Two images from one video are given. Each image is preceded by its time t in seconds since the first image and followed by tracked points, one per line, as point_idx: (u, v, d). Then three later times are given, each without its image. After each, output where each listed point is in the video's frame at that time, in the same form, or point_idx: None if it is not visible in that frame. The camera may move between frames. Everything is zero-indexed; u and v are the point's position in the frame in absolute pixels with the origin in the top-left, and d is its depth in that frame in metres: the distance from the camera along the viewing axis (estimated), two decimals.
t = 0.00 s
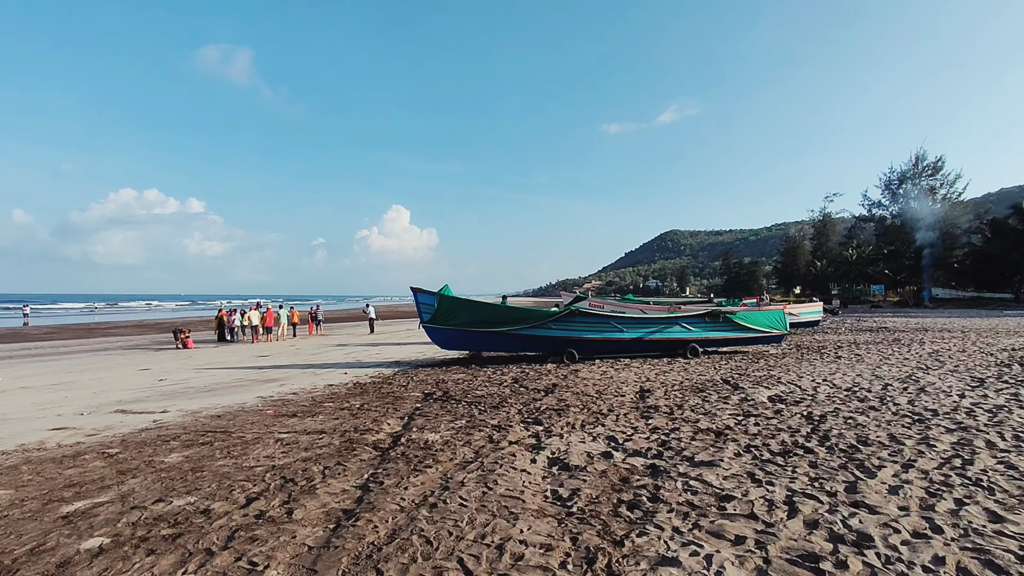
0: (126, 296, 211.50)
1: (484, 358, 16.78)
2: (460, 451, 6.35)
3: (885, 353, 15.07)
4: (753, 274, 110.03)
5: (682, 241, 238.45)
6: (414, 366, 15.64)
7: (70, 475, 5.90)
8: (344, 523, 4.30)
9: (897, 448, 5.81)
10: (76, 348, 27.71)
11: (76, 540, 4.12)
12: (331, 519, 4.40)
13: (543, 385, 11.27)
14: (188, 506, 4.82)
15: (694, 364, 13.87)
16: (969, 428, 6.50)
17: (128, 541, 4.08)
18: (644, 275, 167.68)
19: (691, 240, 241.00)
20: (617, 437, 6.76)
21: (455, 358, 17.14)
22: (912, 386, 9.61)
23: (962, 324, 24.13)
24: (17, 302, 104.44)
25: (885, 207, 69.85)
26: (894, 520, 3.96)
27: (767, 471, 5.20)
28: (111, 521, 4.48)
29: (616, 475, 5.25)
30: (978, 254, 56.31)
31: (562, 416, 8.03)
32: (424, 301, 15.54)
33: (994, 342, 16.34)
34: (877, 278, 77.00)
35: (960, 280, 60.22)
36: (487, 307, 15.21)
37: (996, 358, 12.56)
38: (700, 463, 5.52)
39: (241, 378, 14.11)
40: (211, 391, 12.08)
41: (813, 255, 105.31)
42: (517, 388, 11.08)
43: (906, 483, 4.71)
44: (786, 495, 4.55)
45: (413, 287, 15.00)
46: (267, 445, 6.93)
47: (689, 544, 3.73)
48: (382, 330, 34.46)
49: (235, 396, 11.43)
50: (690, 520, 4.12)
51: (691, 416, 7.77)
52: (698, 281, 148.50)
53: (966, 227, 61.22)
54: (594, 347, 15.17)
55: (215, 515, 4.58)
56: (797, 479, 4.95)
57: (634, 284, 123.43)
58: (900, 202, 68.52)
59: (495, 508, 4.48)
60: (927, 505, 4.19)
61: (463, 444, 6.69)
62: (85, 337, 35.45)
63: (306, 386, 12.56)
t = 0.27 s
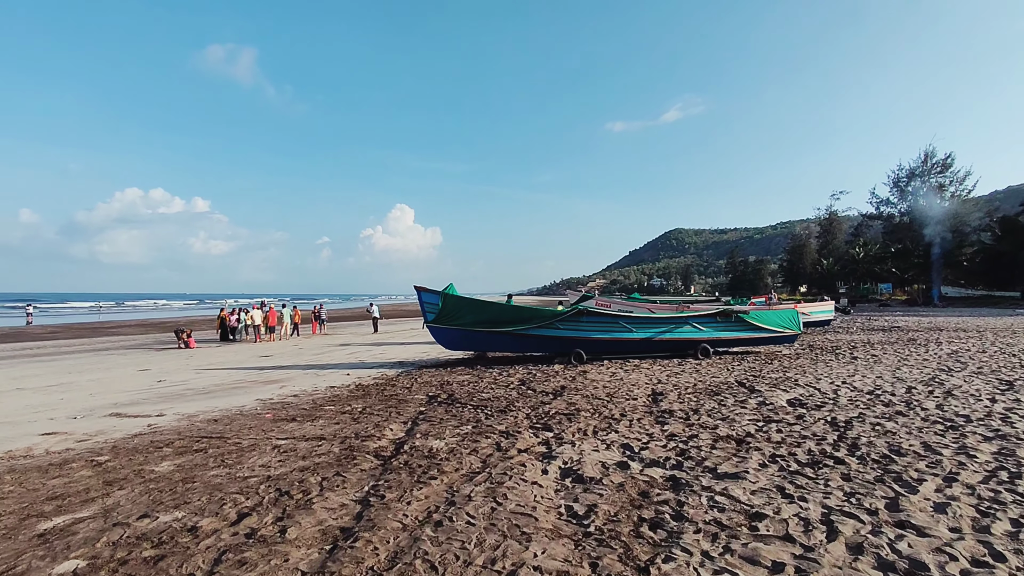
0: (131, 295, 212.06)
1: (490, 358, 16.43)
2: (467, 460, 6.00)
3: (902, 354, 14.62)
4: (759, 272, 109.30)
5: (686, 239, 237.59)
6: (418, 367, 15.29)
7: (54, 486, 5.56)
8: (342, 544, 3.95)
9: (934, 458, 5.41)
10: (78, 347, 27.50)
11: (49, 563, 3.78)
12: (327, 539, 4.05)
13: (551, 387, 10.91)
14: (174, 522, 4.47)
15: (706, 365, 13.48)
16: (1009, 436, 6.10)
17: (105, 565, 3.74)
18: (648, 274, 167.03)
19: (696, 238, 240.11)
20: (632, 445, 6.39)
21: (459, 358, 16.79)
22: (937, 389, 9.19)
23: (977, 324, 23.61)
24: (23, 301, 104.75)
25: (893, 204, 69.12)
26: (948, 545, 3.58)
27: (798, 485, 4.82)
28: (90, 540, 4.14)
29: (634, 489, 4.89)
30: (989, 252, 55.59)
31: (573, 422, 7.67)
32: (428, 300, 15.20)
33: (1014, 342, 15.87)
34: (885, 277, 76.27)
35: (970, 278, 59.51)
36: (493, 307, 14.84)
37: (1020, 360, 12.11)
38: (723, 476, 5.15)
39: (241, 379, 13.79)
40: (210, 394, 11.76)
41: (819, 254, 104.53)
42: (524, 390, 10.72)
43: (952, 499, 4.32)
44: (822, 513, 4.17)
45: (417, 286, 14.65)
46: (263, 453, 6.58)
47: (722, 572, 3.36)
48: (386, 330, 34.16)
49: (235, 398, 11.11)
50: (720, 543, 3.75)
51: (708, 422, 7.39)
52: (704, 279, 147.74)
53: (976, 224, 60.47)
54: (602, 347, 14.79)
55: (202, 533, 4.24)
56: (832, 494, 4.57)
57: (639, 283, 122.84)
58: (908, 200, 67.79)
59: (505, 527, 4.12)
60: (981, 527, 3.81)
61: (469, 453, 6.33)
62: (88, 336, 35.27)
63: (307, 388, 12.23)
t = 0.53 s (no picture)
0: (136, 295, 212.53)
1: (495, 359, 16.10)
2: (476, 469, 5.67)
3: (919, 355, 14.23)
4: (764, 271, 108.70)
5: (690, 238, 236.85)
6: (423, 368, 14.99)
7: (39, 496, 5.25)
8: (343, 565, 3.63)
9: (977, 468, 5.06)
10: (80, 347, 27.29)
11: None
12: (328, 558, 3.73)
13: (560, 389, 10.58)
14: (163, 539, 4.15)
15: (718, 366, 13.12)
16: None
17: None
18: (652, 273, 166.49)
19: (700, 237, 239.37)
20: (650, 453, 6.05)
21: (465, 359, 16.48)
22: (963, 392, 8.82)
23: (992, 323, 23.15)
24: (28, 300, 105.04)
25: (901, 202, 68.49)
26: (1013, 570, 3.23)
27: (833, 498, 4.47)
28: (70, 559, 3.82)
29: (657, 503, 4.55)
30: (998, 251, 54.96)
31: (586, 426, 7.33)
32: (432, 300, 14.88)
33: None
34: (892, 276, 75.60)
35: (979, 277, 58.89)
36: (499, 306, 14.50)
37: None
38: (751, 488, 4.81)
39: (242, 381, 13.50)
40: (210, 396, 11.47)
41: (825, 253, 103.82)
42: (532, 392, 10.39)
43: (1007, 515, 3.97)
44: (866, 531, 3.83)
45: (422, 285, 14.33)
46: (262, 460, 6.26)
47: None
48: (390, 329, 33.91)
49: (235, 400, 10.82)
50: (757, 567, 3.42)
51: (728, 427, 7.05)
52: (708, 279, 147.05)
53: (985, 223, 59.83)
54: (611, 347, 14.44)
55: (192, 551, 3.92)
56: (873, 509, 4.22)
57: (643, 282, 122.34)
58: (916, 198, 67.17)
59: (520, 546, 3.79)
60: None
61: (478, 460, 6.01)
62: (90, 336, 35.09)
63: (310, 390, 11.93)
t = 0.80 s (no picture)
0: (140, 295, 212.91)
1: (502, 359, 15.76)
2: (488, 475, 5.33)
3: (938, 354, 13.83)
4: (769, 270, 108.12)
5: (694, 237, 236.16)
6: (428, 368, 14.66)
7: (23, 504, 4.93)
8: None
9: None
10: (82, 347, 27.06)
11: None
12: None
13: (570, 390, 10.24)
14: (152, 553, 3.83)
15: (732, 366, 12.76)
16: None
17: None
18: (656, 272, 166.00)
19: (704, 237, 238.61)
20: (671, 458, 5.70)
21: (470, 359, 16.15)
22: (993, 393, 8.44)
23: (1007, 322, 22.69)
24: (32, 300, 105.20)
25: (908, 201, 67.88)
26: None
27: (878, 510, 4.12)
28: None
29: (686, 516, 4.20)
30: (1008, 249, 54.35)
31: (601, 430, 6.99)
32: (438, 298, 14.55)
33: None
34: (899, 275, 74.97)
35: (988, 276, 58.28)
36: (506, 305, 14.16)
37: None
38: (786, 498, 4.46)
39: (244, 380, 13.19)
40: (211, 396, 11.16)
41: (831, 252, 103.11)
42: (541, 393, 10.05)
43: None
44: (921, 548, 3.48)
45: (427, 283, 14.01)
46: (261, 466, 5.93)
47: None
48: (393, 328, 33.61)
49: (236, 401, 10.51)
50: None
51: (751, 431, 6.70)
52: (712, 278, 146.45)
53: (994, 221, 59.23)
54: (621, 347, 14.10)
55: (182, 569, 3.59)
56: (923, 522, 3.87)
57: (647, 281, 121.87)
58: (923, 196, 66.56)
59: (541, 563, 3.46)
60: None
61: (490, 466, 5.67)
62: (93, 336, 34.98)
63: (312, 390, 11.62)
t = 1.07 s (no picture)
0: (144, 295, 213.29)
1: (507, 360, 15.45)
2: (497, 488, 5.03)
3: (955, 356, 13.47)
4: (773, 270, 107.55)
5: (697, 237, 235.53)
6: (432, 369, 14.37)
7: (4, 519, 4.65)
8: None
9: None
10: (82, 347, 26.84)
11: None
12: None
13: (579, 393, 9.93)
14: None
15: (744, 369, 12.42)
16: None
17: None
18: (659, 272, 165.50)
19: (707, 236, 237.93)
20: (691, 469, 5.39)
21: (475, 360, 15.85)
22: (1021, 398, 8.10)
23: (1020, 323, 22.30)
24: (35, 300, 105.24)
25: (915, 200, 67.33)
26: None
27: (922, 529, 3.80)
28: None
29: (713, 535, 3.90)
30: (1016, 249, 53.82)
31: (614, 437, 6.68)
32: (441, 299, 14.26)
33: None
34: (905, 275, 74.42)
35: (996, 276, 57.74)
36: (512, 305, 13.86)
37: None
38: (819, 515, 4.15)
39: (244, 383, 12.92)
40: (210, 399, 10.89)
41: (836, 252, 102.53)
42: (549, 396, 9.74)
43: None
44: None
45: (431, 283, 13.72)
46: (258, 476, 5.64)
47: None
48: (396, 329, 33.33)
49: (235, 404, 10.23)
50: None
51: (772, 439, 6.38)
52: (716, 278, 145.93)
53: (1002, 220, 58.68)
54: (629, 348, 13.78)
55: None
56: (975, 544, 3.55)
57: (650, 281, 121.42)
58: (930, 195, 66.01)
59: None
60: None
61: (499, 476, 5.36)
62: (95, 336, 34.76)
63: (313, 393, 11.34)
